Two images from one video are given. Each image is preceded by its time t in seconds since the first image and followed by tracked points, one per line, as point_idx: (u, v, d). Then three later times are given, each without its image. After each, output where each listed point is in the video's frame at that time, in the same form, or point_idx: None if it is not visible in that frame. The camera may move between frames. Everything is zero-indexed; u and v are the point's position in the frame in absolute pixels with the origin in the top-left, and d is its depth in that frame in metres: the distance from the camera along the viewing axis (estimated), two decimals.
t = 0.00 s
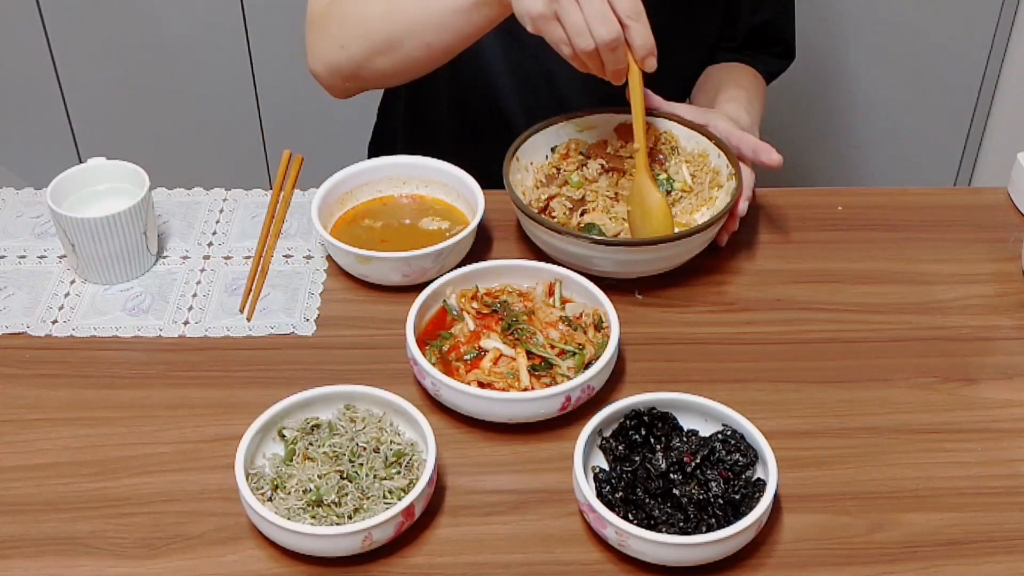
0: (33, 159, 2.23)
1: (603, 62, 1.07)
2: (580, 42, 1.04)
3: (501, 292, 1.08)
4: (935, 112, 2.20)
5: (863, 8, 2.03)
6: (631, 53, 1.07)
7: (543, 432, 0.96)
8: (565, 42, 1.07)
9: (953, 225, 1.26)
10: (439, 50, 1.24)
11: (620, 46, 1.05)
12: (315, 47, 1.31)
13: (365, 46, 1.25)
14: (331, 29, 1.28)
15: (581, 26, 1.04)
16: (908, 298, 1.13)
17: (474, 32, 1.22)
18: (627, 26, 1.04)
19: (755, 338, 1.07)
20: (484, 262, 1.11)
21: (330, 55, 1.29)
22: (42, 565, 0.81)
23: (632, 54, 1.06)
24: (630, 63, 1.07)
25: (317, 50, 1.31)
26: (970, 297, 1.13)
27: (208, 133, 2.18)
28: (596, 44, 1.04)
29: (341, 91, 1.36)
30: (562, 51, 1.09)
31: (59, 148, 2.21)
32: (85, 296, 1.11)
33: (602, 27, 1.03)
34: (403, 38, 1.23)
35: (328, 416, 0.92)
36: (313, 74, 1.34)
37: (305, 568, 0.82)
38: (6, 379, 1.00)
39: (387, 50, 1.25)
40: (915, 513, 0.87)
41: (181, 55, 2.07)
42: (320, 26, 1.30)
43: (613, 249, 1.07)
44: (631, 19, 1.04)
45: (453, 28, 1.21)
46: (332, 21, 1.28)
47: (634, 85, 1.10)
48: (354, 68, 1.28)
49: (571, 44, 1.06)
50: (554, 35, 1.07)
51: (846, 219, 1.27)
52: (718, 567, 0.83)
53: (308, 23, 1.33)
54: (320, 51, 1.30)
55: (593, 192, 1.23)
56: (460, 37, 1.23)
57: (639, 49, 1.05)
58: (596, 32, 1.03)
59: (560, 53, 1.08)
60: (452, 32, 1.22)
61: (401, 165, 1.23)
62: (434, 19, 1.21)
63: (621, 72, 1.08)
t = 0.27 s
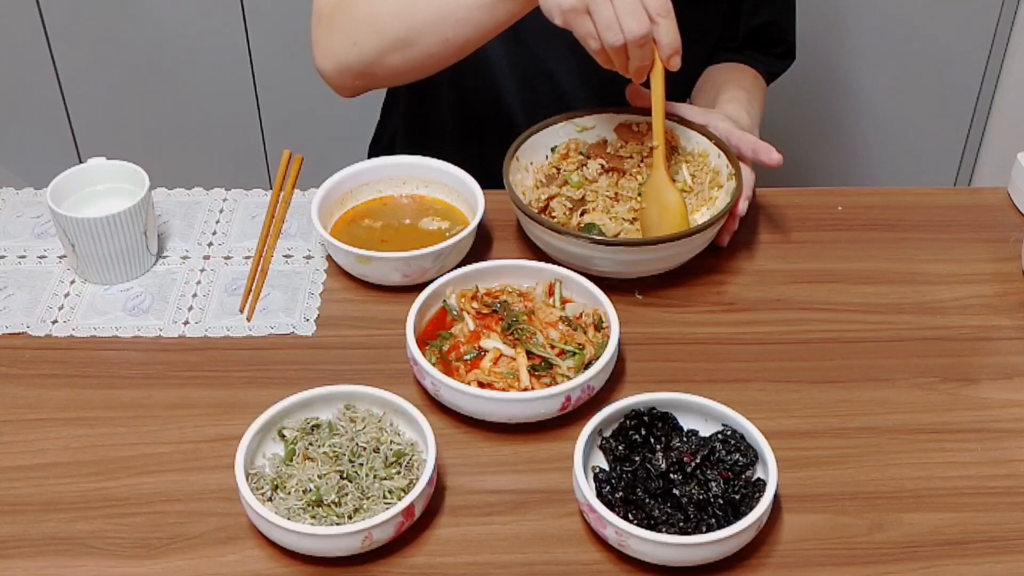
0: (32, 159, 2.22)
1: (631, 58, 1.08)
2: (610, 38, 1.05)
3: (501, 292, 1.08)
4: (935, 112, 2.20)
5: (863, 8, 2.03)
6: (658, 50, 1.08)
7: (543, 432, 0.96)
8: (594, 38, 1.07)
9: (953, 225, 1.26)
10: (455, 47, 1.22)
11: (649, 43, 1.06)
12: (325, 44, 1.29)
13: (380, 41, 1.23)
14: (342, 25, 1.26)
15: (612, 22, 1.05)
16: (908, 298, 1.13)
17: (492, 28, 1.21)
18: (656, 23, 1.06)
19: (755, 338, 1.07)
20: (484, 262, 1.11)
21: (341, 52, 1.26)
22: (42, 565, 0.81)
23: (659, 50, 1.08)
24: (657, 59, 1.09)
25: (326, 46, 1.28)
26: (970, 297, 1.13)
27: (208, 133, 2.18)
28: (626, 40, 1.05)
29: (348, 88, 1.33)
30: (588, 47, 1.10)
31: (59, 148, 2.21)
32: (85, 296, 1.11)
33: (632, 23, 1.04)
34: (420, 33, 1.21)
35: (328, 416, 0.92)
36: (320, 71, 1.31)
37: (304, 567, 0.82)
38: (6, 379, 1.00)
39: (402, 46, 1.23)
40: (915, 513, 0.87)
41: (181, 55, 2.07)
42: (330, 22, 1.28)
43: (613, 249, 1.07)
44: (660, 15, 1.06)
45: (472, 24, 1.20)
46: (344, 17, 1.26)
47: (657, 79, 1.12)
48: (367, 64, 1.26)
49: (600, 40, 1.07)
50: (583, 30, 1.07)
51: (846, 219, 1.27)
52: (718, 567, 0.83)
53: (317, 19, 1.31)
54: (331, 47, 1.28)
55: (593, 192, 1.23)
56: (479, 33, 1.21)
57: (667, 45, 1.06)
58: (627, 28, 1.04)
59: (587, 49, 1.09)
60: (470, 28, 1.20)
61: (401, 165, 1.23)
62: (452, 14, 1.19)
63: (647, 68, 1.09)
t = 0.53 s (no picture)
0: (32, 159, 2.23)
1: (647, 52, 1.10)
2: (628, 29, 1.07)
3: (501, 292, 1.08)
4: (935, 112, 2.20)
5: (863, 8, 2.03)
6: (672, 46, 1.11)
7: (543, 432, 0.96)
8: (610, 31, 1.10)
9: (953, 225, 1.26)
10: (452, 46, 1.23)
11: (665, 36, 1.08)
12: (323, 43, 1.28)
13: (380, 39, 1.23)
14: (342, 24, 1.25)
15: (630, 13, 1.07)
16: (908, 298, 1.13)
17: (493, 27, 1.20)
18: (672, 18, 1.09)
19: (755, 338, 1.07)
20: (484, 262, 1.11)
21: (341, 50, 1.26)
22: (42, 565, 0.81)
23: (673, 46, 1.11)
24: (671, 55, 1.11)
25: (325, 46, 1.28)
26: (970, 297, 1.13)
27: (208, 133, 2.18)
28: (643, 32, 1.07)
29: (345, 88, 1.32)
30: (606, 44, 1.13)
31: (59, 148, 2.21)
32: (85, 296, 1.11)
33: (650, 15, 1.07)
34: (421, 31, 1.21)
35: (328, 416, 0.92)
36: (316, 69, 1.31)
37: (304, 568, 0.82)
38: (6, 379, 1.00)
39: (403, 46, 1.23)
40: (915, 513, 0.87)
41: (181, 55, 2.07)
42: (329, 21, 1.27)
43: (613, 249, 1.07)
44: (675, 12, 1.09)
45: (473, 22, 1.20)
46: (343, 15, 1.25)
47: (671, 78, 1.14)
48: (368, 62, 1.26)
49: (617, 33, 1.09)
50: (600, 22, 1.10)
51: (846, 220, 1.27)
52: (717, 567, 0.83)
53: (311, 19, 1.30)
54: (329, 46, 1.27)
55: (593, 192, 1.23)
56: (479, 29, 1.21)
57: (681, 41, 1.09)
58: (645, 19, 1.07)
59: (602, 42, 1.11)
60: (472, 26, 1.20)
61: (401, 165, 1.23)
62: (454, 11, 1.19)
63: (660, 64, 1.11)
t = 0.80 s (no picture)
0: (32, 159, 2.23)
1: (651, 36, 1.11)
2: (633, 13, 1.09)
3: (501, 292, 1.08)
4: (936, 111, 2.20)
5: (863, 8, 2.03)
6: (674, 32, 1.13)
7: (543, 432, 0.96)
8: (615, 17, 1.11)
9: (953, 225, 1.26)
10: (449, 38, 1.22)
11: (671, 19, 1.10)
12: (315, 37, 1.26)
13: (377, 33, 1.21)
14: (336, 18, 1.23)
15: None
16: (908, 298, 1.13)
17: (493, 15, 1.20)
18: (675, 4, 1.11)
19: (755, 338, 1.07)
20: (484, 262, 1.11)
21: (334, 44, 1.24)
22: (42, 565, 0.81)
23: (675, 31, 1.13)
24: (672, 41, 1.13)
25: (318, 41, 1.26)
26: (970, 297, 1.13)
27: (208, 133, 2.18)
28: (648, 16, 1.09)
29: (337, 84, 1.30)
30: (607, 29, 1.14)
31: (59, 148, 2.21)
32: (85, 296, 1.11)
33: None
34: (420, 22, 1.20)
35: (328, 416, 0.92)
36: (306, 65, 1.28)
37: (304, 568, 0.82)
38: (6, 379, 1.00)
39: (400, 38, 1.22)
40: (915, 513, 0.87)
41: (181, 55, 2.07)
42: (321, 17, 1.25)
43: (612, 249, 1.07)
44: None
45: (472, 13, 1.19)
46: (335, 11, 1.23)
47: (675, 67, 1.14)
48: (362, 57, 1.24)
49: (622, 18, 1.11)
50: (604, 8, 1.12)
51: (846, 219, 1.27)
52: (717, 567, 0.83)
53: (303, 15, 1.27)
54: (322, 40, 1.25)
55: (593, 192, 1.22)
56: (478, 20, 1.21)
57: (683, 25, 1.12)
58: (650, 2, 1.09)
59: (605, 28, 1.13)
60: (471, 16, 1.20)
61: (401, 165, 1.23)
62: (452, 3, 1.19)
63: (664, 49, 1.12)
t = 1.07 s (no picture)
0: (32, 158, 2.23)
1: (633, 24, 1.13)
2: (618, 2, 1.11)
3: (501, 292, 1.08)
4: (935, 111, 2.20)
5: (863, 8, 2.03)
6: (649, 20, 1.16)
7: (543, 432, 0.96)
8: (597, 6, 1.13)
9: (953, 225, 1.26)
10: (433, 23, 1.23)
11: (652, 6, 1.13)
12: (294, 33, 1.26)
13: (359, 22, 1.21)
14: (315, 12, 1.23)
15: None
16: (908, 298, 1.13)
17: None
18: None
19: (755, 338, 1.07)
20: (484, 262, 1.11)
21: (314, 36, 1.23)
22: (42, 565, 0.81)
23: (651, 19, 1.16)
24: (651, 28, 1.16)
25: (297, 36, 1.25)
26: (970, 297, 1.13)
27: (208, 133, 2.18)
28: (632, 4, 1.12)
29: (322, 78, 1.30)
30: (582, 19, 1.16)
31: (59, 148, 2.21)
32: (85, 296, 1.11)
33: None
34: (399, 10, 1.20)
35: (329, 416, 0.92)
36: (288, 60, 1.27)
37: (305, 568, 0.83)
38: (6, 379, 1.00)
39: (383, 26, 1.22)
40: (915, 513, 0.87)
41: (181, 55, 2.07)
42: (300, 9, 1.25)
43: (612, 249, 1.07)
44: None
45: None
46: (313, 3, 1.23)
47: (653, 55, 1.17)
48: (343, 48, 1.23)
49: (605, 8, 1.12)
50: None
51: (846, 219, 1.27)
52: (718, 567, 0.83)
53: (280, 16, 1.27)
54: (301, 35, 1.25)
55: (593, 192, 1.23)
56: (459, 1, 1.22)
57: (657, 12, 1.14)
58: None
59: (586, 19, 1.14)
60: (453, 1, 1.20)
61: (401, 165, 1.23)
62: None
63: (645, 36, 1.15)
